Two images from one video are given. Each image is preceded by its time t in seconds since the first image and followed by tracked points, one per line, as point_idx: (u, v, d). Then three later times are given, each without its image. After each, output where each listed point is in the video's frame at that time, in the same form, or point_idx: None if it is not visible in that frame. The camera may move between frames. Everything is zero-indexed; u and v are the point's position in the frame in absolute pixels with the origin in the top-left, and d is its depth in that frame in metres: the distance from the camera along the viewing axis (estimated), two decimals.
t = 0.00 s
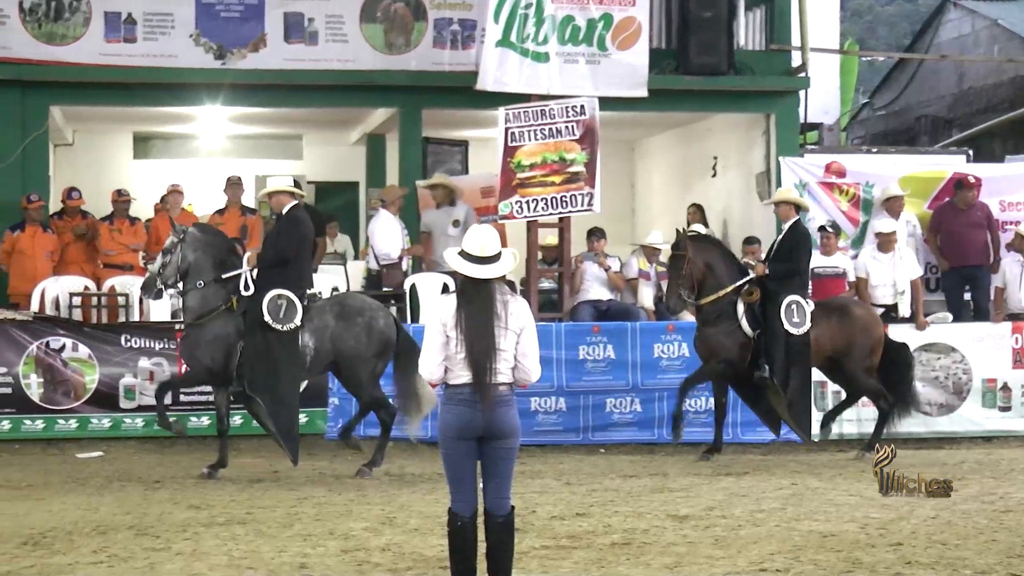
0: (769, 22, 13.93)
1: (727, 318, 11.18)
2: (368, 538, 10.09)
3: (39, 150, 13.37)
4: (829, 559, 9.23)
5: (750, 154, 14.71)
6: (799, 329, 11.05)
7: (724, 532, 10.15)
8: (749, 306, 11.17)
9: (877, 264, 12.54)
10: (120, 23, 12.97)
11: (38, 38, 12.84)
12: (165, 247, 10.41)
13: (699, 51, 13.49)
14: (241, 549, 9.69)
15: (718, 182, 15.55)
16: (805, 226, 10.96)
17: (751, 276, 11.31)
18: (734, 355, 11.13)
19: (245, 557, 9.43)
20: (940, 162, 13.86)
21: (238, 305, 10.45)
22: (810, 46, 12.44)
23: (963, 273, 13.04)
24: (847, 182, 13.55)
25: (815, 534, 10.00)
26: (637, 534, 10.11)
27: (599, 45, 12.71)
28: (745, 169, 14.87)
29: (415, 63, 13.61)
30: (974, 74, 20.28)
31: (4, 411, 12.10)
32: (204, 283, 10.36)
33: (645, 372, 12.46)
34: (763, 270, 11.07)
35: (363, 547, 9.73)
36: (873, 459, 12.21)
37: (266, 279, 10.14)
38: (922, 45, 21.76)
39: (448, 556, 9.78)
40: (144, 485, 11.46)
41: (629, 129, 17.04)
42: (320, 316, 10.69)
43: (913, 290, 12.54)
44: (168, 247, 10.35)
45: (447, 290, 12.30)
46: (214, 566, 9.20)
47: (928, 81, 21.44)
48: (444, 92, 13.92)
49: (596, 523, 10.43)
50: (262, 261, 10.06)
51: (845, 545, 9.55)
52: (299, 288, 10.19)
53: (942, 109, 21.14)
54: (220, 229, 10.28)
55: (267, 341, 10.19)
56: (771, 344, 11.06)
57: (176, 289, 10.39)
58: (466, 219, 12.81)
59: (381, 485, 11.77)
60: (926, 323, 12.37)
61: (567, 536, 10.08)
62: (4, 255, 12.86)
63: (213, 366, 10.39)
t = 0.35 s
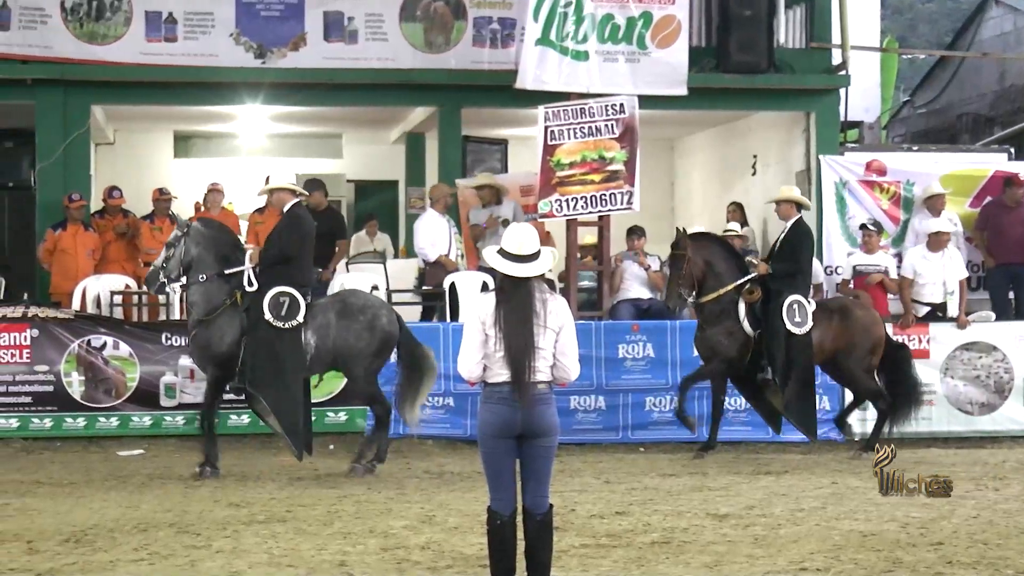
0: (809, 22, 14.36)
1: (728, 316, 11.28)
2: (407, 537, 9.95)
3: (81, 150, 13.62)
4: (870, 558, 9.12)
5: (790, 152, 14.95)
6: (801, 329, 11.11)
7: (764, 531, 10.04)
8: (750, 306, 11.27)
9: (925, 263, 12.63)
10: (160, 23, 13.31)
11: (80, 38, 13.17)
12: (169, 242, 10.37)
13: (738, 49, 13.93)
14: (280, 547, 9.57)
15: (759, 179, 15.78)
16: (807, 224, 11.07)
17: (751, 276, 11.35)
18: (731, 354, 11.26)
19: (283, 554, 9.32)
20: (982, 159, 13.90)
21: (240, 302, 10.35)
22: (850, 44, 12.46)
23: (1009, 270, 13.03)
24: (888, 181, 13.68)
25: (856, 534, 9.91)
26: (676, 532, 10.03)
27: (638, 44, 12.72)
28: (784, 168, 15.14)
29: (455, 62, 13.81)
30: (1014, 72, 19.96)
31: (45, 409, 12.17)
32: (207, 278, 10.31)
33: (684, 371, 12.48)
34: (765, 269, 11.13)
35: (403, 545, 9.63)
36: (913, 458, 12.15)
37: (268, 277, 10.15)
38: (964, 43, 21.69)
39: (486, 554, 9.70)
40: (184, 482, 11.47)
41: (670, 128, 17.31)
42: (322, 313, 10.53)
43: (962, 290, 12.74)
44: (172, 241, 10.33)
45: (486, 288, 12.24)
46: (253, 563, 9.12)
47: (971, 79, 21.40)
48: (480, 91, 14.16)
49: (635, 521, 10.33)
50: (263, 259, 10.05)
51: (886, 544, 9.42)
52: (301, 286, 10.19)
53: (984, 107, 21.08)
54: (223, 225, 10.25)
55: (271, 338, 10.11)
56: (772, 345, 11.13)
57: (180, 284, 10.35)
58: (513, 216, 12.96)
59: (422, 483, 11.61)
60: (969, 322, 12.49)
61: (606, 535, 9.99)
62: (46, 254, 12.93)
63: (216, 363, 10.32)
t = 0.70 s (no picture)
0: (850, 20, 14.38)
1: (726, 314, 11.25)
2: (447, 535, 9.94)
3: (121, 150, 13.68)
4: (911, 558, 9.06)
5: (829, 152, 15.17)
6: (797, 330, 11.04)
7: (803, 530, 9.99)
8: (747, 304, 11.24)
9: (969, 262, 12.66)
10: (201, 22, 13.37)
11: (121, 37, 13.23)
12: (173, 244, 10.49)
13: (779, 48, 13.93)
14: (320, 545, 9.55)
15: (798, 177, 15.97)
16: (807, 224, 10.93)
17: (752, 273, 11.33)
18: (728, 352, 11.24)
19: (323, 553, 9.27)
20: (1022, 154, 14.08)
21: (244, 302, 10.36)
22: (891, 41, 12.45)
23: None
24: (928, 179, 13.99)
25: (896, 533, 9.85)
26: (716, 531, 9.99)
27: (678, 41, 12.80)
28: (824, 166, 15.33)
29: (493, 60, 13.84)
30: None
31: (87, 407, 12.23)
32: (209, 279, 10.38)
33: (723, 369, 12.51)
34: (762, 267, 11.02)
35: (442, 544, 9.58)
36: (954, 458, 12.12)
37: (270, 278, 10.11)
38: (1004, 42, 21.63)
39: (526, 552, 9.65)
40: (225, 480, 11.50)
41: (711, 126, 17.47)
42: (323, 314, 10.69)
43: (1005, 290, 12.79)
44: (174, 243, 10.45)
45: (525, 287, 12.24)
46: (293, 561, 9.09)
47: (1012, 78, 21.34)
48: (518, 91, 14.28)
49: (675, 519, 10.27)
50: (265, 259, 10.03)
51: (927, 544, 9.34)
52: (304, 286, 10.12)
53: None
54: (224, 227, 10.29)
55: (272, 339, 10.10)
56: (767, 343, 11.11)
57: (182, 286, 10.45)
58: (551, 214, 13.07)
59: (460, 482, 11.58)
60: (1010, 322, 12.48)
61: (646, 533, 9.98)
62: (87, 253, 12.99)
63: (219, 363, 10.34)
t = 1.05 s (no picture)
0: (891, 19, 14.37)
1: (728, 314, 11.29)
2: (488, 533, 9.87)
3: (164, 149, 13.80)
4: (954, 558, 8.94)
5: (870, 150, 15.28)
6: (800, 326, 11.07)
7: (845, 530, 9.89)
8: (751, 303, 11.31)
9: (1011, 261, 12.61)
10: (242, 22, 13.48)
11: (162, 37, 13.38)
12: (170, 240, 10.40)
13: (820, 47, 13.92)
14: (361, 544, 9.47)
15: (840, 177, 16.17)
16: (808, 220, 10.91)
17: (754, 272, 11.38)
18: (731, 350, 11.29)
19: (363, 552, 9.13)
20: None
21: (243, 300, 10.27)
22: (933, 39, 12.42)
23: None
24: (971, 178, 14.00)
25: (939, 534, 9.75)
26: (757, 531, 9.91)
27: (718, 40, 12.81)
28: (865, 164, 15.46)
29: (535, 60, 13.88)
30: None
31: (129, 406, 12.31)
32: (207, 276, 10.31)
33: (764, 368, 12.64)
34: (763, 267, 11.12)
35: (483, 543, 9.48)
36: (997, 459, 12.05)
37: (269, 276, 10.01)
38: None
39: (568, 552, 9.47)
40: (267, 479, 11.52)
41: (750, 126, 17.61)
42: (322, 312, 10.52)
43: None
44: (172, 240, 10.34)
45: (565, 285, 12.30)
46: (334, 560, 8.99)
47: None
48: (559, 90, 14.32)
49: (716, 519, 10.17)
50: (265, 258, 9.93)
51: (971, 544, 9.20)
52: (304, 284, 10.02)
53: None
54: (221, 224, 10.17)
55: (273, 337, 10.01)
56: (770, 340, 11.14)
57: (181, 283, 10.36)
58: (588, 214, 12.93)
59: (500, 481, 11.52)
60: None
61: (687, 533, 9.91)
62: (128, 252, 13.02)
63: (219, 361, 10.25)
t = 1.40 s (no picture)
0: (940, 17, 14.52)
1: (736, 315, 11.13)
2: (536, 532, 9.78)
3: (212, 148, 13.88)
4: (1005, 559, 8.78)
5: (920, 149, 15.26)
6: (807, 327, 10.91)
7: (894, 531, 9.77)
8: (758, 303, 11.15)
9: None
10: (290, 22, 13.55)
11: (211, 37, 13.48)
12: (174, 241, 10.38)
13: (868, 46, 13.98)
14: (408, 543, 9.34)
15: (890, 176, 16.18)
16: (808, 220, 10.78)
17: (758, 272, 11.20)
18: (738, 352, 11.14)
19: (411, 550, 8.93)
20: None
21: (247, 301, 10.35)
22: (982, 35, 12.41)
23: None
24: (1020, 177, 14.06)
25: (989, 534, 9.62)
26: (805, 531, 9.78)
27: (766, 39, 12.85)
28: (916, 163, 15.43)
29: (582, 59, 13.93)
30: None
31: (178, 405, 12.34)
32: (209, 279, 10.27)
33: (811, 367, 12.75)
34: (769, 268, 10.97)
35: (530, 543, 9.32)
36: None
37: (272, 277, 10.11)
38: None
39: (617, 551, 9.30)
40: (315, 478, 11.51)
41: (797, 126, 17.57)
42: (325, 313, 10.59)
43: None
44: (175, 241, 10.33)
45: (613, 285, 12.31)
46: (382, 559, 8.82)
47: None
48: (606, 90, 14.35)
49: (764, 519, 10.02)
50: (268, 258, 10.03)
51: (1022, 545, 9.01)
52: (307, 285, 10.17)
53: None
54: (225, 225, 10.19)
55: (278, 338, 10.09)
56: (778, 341, 10.97)
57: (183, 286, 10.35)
58: (636, 214, 12.97)
59: (548, 481, 11.45)
60: None
61: (734, 533, 9.79)
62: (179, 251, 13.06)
63: (223, 363, 10.26)
